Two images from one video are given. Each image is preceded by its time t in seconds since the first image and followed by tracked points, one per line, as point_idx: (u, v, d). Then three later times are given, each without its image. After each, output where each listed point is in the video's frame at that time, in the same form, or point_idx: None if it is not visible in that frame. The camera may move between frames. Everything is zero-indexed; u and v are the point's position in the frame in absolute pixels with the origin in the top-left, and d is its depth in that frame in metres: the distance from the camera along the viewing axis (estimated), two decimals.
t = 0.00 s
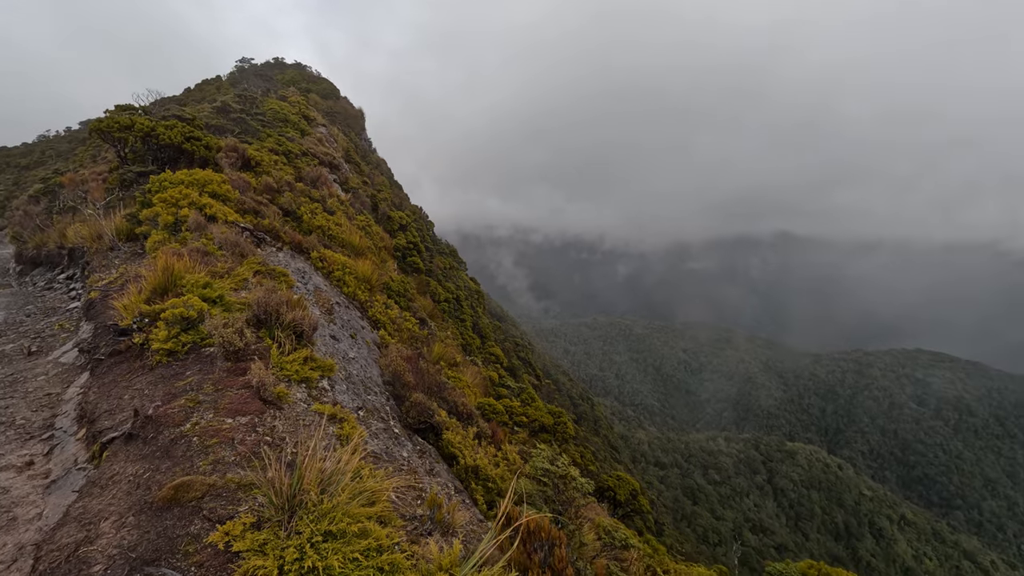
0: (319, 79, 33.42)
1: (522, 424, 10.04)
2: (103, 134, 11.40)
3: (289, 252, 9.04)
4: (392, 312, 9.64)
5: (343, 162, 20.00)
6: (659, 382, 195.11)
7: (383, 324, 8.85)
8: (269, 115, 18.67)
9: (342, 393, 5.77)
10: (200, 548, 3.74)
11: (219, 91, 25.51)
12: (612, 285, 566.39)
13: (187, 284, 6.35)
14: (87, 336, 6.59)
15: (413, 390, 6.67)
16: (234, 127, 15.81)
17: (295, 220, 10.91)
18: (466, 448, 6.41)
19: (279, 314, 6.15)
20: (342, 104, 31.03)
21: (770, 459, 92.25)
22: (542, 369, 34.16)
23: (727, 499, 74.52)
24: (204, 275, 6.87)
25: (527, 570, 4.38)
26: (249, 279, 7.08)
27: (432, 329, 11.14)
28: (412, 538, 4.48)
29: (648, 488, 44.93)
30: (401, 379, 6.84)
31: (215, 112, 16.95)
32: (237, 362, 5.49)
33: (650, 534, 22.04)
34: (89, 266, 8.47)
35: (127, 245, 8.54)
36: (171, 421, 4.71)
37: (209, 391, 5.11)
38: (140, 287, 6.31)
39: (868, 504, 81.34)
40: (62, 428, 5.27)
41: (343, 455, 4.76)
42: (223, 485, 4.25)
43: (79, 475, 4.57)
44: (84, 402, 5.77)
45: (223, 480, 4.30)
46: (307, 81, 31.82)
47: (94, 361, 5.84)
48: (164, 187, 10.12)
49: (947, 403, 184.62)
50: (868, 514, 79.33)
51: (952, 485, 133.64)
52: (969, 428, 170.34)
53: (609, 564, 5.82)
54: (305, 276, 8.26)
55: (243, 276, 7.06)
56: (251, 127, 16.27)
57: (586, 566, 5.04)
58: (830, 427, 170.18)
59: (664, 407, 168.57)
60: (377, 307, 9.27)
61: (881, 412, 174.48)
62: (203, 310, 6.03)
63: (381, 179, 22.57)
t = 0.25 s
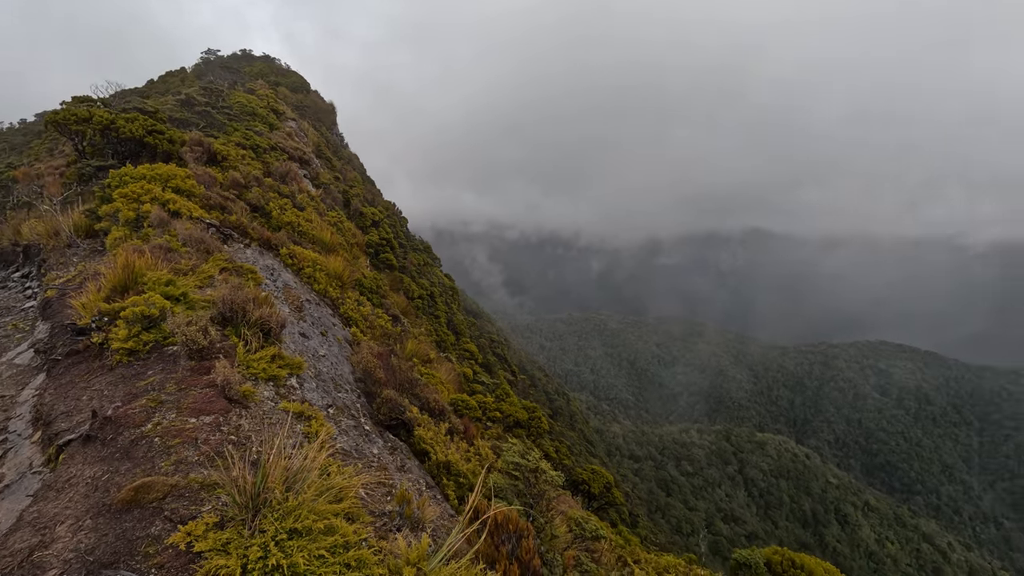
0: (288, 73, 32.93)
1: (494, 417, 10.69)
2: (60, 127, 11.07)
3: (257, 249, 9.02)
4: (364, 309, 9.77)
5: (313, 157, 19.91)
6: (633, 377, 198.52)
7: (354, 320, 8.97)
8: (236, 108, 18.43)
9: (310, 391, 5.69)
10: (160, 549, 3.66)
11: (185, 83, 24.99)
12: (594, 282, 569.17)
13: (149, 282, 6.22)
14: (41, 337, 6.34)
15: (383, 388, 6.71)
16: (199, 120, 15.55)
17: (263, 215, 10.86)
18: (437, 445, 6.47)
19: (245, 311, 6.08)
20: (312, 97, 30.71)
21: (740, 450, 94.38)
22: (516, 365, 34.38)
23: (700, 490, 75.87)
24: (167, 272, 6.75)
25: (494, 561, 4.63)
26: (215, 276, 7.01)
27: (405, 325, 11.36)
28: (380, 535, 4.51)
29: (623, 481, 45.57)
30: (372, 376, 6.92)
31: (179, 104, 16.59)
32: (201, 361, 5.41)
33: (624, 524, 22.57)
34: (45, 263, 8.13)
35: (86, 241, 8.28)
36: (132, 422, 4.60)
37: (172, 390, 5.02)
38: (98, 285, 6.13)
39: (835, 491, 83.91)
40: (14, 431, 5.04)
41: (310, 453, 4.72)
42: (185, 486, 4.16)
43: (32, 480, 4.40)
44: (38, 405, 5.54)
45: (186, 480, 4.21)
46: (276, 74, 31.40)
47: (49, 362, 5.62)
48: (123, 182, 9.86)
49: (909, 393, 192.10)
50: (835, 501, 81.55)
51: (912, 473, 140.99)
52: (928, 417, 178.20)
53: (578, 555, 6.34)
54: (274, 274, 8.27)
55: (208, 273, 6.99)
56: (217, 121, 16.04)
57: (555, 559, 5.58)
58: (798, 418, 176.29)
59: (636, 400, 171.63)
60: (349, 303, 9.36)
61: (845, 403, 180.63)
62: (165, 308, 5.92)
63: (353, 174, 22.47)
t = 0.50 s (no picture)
0: (255, 65, 32.30)
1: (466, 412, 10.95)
2: (10, 118, 10.63)
3: (223, 247, 8.91)
4: (335, 307, 9.83)
5: (282, 152, 19.72)
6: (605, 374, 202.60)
7: (324, 318, 9.07)
8: (200, 102, 18.11)
9: (278, 390, 5.67)
10: (118, 553, 3.55)
11: (145, 74, 24.26)
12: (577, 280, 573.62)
13: (107, 280, 6.06)
14: None
15: (353, 385, 6.78)
16: (162, 114, 15.24)
17: (229, 212, 10.74)
18: (408, 441, 6.56)
19: (209, 310, 6.01)
20: (280, 91, 30.26)
21: (711, 442, 96.26)
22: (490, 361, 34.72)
23: (672, 482, 77.19)
24: (128, 270, 6.60)
25: (463, 554, 4.73)
26: (179, 273, 6.88)
27: (377, 323, 11.54)
28: (348, 532, 4.52)
29: (596, 475, 46.51)
30: (341, 373, 6.99)
31: (140, 96, 16.17)
32: (162, 361, 5.32)
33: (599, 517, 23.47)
34: None
35: (40, 238, 7.92)
36: (88, 424, 4.47)
37: (132, 391, 4.90)
38: (52, 284, 5.92)
39: (801, 480, 87.32)
40: None
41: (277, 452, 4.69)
42: (145, 488, 4.06)
43: None
44: None
45: (146, 482, 4.11)
46: (243, 66, 30.79)
47: None
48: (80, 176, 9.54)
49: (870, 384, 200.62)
50: (802, 490, 85.22)
51: (874, 461, 146.05)
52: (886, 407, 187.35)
53: (549, 548, 6.38)
54: (240, 271, 8.21)
55: (172, 271, 6.85)
56: (180, 115, 15.73)
57: (522, 551, 5.62)
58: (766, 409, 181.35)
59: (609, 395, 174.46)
60: (319, 301, 9.40)
61: (810, 394, 187.18)
62: (124, 306, 5.76)
63: (324, 170, 22.38)
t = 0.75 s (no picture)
0: (218, 58, 31.39)
1: (438, 410, 11.18)
2: None
3: (186, 244, 8.72)
4: (304, 305, 9.82)
5: (248, 147, 19.35)
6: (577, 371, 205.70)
7: (294, 316, 9.07)
8: (161, 94, 17.59)
9: (244, 391, 5.66)
10: (72, 563, 3.40)
11: (102, 65, 23.33)
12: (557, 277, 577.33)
13: (60, 279, 5.83)
14: None
15: (324, 384, 6.86)
16: (120, 107, 14.76)
17: (192, 209, 10.50)
18: (380, 440, 6.68)
19: (169, 310, 5.88)
20: (246, 84, 29.56)
21: (682, 434, 97.87)
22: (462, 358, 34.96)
23: (644, 474, 78.20)
24: (84, 270, 6.38)
25: (434, 552, 4.78)
26: (139, 272, 6.69)
27: (348, 321, 11.66)
28: (317, 534, 4.52)
29: (569, 470, 47.30)
30: (311, 372, 7.02)
31: (95, 87, 15.57)
32: (121, 363, 5.17)
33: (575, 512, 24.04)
34: None
35: None
36: (41, 430, 4.29)
37: (87, 394, 4.73)
38: None
39: (768, 470, 90.77)
40: None
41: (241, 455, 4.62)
42: (101, 495, 3.90)
43: None
44: None
45: (102, 489, 3.96)
46: (206, 59, 29.96)
47: None
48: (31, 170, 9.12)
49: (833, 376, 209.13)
50: (769, 480, 88.51)
51: (835, 450, 152.89)
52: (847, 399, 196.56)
53: (522, 544, 6.37)
54: (204, 269, 8.07)
55: (131, 269, 6.65)
56: (139, 108, 15.26)
57: (494, 546, 5.65)
58: (734, 402, 186.20)
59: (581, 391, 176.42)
60: (287, 299, 9.37)
61: (775, 386, 194.58)
62: (79, 306, 5.56)
63: (291, 166, 22.10)
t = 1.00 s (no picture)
0: (175, 48, 30.29)
1: (407, 408, 11.27)
2: None
3: (141, 242, 8.45)
4: (269, 304, 9.74)
5: (208, 141, 18.85)
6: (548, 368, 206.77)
7: (256, 315, 8.98)
8: (113, 85, 16.92)
9: (205, 394, 5.63)
10: None
11: (48, 53, 22.20)
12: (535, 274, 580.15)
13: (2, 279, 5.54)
14: None
15: (289, 386, 6.90)
16: (68, 98, 14.12)
17: (148, 205, 10.18)
18: (347, 442, 6.78)
19: (123, 311, 5.72)
20: (205, 77, 28.63)
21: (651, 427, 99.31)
22: (432, 356, 35.01)
23: (614, 467, 79.30)
24: (29, 269, 6.08)
25: (403, 554, 4.72)
26: (90, 271, 6.44)
27: (314, 320, 11.68)
28: (281, 540, 4.47)
29: (540, 465, 47.99)
30: (275, 373, 7.04)
31: (40, 75, 14.82)
32: (70, 367, 4.97)
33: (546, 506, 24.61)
34: None
35: None
36: None
37: (33, 400, 4.51)
38: None
39: (733, 460, 93.94)
40: None
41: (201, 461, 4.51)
42: (48, 507, 3.70)
43: None
44: None
45: (49, 501, 3.76)
46: (162, 49, 28.89)
47: None
48: None
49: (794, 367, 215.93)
50: (734, 469, 91.88)
51: (796, 438, 159.23)
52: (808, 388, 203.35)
53: (493, 542, 6.65)
54: (162, 268, 7.88)
55: (82, 269, 6.40)
56: (89, 99, 14.64)
57: (465, 545, 5.71)
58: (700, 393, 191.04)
59: (552, 387, 177.67)
60: (251, 298, 9.24)
61: (739, 377, 200.86)
62: (24, 308, 5.26)
63: (254, 161, 21.65)
